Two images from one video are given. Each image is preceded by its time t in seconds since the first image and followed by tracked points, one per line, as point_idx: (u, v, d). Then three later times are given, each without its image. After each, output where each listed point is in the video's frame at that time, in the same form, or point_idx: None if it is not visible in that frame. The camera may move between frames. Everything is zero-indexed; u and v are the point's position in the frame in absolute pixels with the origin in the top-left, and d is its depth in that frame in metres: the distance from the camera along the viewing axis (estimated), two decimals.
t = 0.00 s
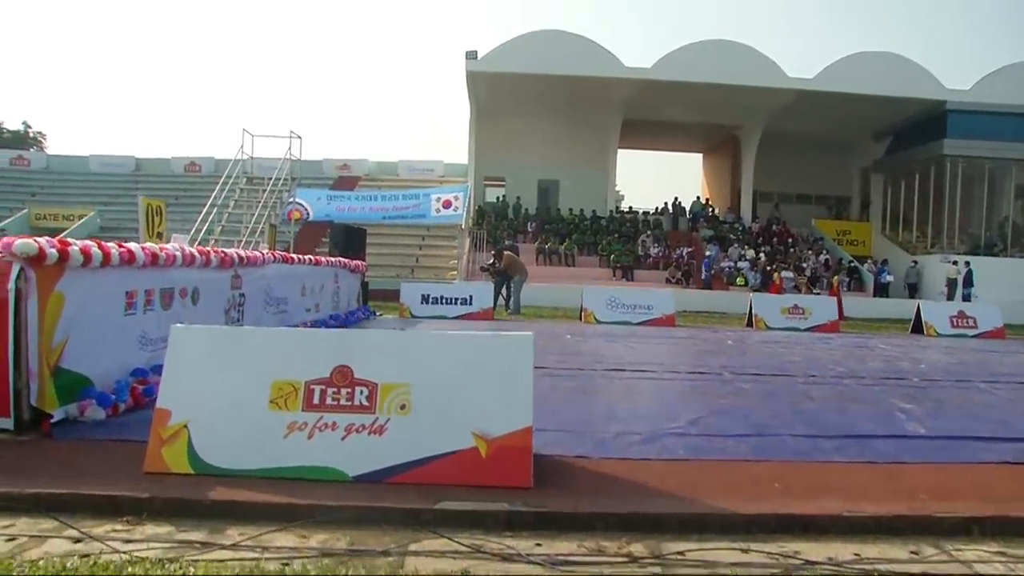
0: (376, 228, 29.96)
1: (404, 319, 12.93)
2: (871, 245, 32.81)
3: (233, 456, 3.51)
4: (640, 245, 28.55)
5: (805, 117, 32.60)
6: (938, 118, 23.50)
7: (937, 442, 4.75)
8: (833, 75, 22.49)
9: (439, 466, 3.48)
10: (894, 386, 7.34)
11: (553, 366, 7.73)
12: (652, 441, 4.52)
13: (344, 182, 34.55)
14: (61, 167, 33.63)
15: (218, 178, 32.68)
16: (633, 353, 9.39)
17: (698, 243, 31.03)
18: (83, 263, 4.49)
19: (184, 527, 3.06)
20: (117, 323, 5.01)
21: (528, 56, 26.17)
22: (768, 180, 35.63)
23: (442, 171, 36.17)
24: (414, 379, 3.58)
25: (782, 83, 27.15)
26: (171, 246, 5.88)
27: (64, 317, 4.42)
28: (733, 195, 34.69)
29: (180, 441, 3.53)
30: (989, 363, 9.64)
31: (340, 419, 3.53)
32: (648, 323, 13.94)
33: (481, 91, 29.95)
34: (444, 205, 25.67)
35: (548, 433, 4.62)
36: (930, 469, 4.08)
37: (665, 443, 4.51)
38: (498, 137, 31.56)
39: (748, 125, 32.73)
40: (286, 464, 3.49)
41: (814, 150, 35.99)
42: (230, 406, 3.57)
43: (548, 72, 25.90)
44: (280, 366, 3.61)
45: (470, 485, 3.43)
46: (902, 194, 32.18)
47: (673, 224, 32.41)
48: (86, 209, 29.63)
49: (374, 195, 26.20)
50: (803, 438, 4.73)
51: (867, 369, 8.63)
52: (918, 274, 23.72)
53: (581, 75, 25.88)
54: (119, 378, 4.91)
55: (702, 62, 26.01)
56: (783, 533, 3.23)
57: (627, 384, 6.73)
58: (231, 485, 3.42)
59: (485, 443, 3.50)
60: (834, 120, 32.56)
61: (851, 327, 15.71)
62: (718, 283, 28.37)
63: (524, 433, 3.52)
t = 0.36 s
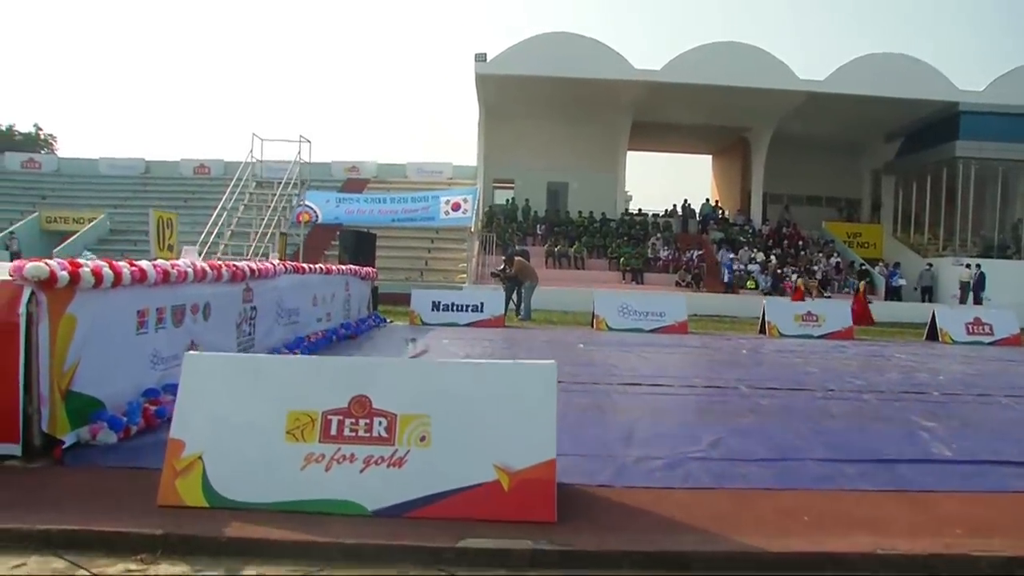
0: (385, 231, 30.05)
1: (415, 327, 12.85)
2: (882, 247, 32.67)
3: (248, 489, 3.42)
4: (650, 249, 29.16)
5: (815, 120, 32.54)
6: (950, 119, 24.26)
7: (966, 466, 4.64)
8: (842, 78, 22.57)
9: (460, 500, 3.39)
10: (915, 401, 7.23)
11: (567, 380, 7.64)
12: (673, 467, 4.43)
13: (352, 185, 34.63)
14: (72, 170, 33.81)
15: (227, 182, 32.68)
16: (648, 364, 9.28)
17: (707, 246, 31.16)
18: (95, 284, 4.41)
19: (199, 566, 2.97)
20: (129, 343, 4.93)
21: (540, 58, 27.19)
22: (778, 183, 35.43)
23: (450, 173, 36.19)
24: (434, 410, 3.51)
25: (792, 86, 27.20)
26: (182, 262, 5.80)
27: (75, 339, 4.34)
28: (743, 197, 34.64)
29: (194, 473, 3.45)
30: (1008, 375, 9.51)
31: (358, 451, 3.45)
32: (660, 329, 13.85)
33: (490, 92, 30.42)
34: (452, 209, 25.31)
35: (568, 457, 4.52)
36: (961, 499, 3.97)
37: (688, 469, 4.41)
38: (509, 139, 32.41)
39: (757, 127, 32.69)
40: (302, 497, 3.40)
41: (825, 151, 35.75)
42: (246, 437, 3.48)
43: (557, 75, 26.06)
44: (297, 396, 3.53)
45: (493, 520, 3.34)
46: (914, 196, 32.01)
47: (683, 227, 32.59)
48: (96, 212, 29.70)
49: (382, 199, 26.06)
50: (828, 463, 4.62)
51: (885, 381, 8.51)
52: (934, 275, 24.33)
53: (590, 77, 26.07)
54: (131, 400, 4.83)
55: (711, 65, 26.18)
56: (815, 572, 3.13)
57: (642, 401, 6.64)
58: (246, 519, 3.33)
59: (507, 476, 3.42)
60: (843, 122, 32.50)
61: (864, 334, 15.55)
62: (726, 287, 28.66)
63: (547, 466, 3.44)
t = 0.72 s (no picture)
0: (394, 234, 30.06)
1: (426, 335, 12.77)
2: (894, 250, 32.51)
3: (265, 524, 3.33)
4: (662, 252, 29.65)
5: (825, 122, 32.44)
6: (964, 120, 25.46)
7: (996, 493, 4.52)
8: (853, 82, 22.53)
9: (484, 537, 3.30)
10: (937, 417, 7.10)
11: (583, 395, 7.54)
12: (697, 495, 4.33)
13: (362, 187, 34.70)
14: (83, 173, 33.92)
15: (237, 184, 32.73)
16: (663, 377, 9.16)
17: (718, 249, 31.25)
18: (108, 307, 4.33)
19: None
20: (142, 364, 4.86)
21: (549, 61, 28.08)
22: (790, 185, 35.24)
23: (460, 175, 36.19)
24: (456, 444, 3.42)
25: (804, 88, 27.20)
26: (194, 279, 5.73)
27: (87, 364, 4.27)
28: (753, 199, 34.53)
29: (211, 506, 3.36)
30: None
31: (379, 485, 3.36)
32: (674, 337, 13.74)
33: (500, 94, 30.50)
34: (461, 212, 26.72)
35: (590, 485, 4.43)
36: (995, 533, 3.86)
37: (712, 498, 4.31)
38: (518, 142, 32.73)
39: (768, 129, 32.60)
40: (321, 533, 3.31)
41: (837, 152, 35.44)
42: (263, 470, 3.39)
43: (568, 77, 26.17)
44: (315, 429, 3.44)
45: (516, 558, 3.26)
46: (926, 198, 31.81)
47: (693, 229, 32.62)
48: (107, 214, 29.76)
49: (393, 202, 27.52)
50: (855, 490, 4.52)
51: (907, 394, 8.37)
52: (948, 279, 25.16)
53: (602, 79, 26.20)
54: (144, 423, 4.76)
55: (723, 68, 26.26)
56: None
57: (659, 419, 6.53)
58: (263, 556, 3.25)
59: (531, 512, 3.33)
60: (854, 125, 32.38)
61: (879, 341, 15.38)
62: (738, 290, 28.73)
63: (572, 502, 3.35)
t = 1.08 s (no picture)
0: (406, 238, 30.04)
1: (441, 345, 12.67)
2: (910, 253, 32.25)
3: (286, 563, 3.22)
4: (675, 256, 29.56)
5: (840, 125, 32.22)
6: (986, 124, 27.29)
7: None
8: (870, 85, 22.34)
9: None
10: (965, 436, 6.94)
11: (602, 411, 7.44)
12: (726, 527, 4.22)
13: (375, 191, 34.72)
14: (98, 176, 34.09)
15: (250, 187, 32.77)
16: (682, 390, 9.03)
17: (732, 254, 31.19)
18: (125, 332, 4.24)
19: None
20: (160, 388, 4.78)
21: (562, 67, 28.00)
22: (804, 188, 35.00)
23: (472, 178, 36.15)
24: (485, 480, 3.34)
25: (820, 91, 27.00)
26: (211, 297, 5.65)
27: (104, 391, 4.18)
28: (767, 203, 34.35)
29: (232, 544, 3.25)
30: None
31: (403, 523, 3.26)
32: (691, 346, 13.60)
33: (514, 97, 30.45)
34: (475, 215, 27.34)
35: (616, 516, 4.32)
36: None
37: (742, 529, 4.21)
38: (532, 147, 32.83)
39: (782, 132, 32.43)
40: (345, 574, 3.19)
41: (853, 155, 35.13)
42: (286, 506, 3.30)
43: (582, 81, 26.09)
44: (339, 464, 3.35)
45: None
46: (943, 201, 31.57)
47: (707, 233, 32.58)
48: (121, 218, 29.84)
49: (407, 205, 28.33)
50: (888, 521, 4.40)
51: (932, 410, 8.21)
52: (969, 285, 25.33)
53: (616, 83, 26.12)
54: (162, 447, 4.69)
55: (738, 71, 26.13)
56: None
57: (681, 440, 6.42)
58: None
59: (562, 552, 3.28)
60: (869, 127, 32.11)
61: (898, 350, 15.17)
62: (753, 294, 28.61)
63: (604, 542, 3.31)
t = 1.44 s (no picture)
0: (416, 239, 30.03)
1: (454, 352, 12.58)
2: (924, 255, 32.00)
3: None
4: (686, 258, 29.44)
5: (853, 126, 31.99)
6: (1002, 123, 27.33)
7: None
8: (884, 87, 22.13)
9: None
10: (992, 452, 6.80)
11: (620, 426, 7.35)
12: (755, 556, 4.12)
13: (385, 192, 34.74)
14: (109, 178, 34.20)
15: (260, 188, 32.79)
16: (699, 402, 8.92)
17: (744, 255, 31.10)
18: (140, 356, 4.16)
19: None
20: (175, 410, 4.71)
21: (572, 68, 27.89)
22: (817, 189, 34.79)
23: (483, 179, 36.09)
24: (511, 517, 3.23)
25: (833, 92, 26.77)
26: (225, 314, 5.57)
27: (120, 415, 4.11)
28: (779, 204, 34.18)
29: None
30: None
31: (428, 561, 3.19)
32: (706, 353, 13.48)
33: (525, 98, 30.36)
34: (485, 216, 27.42)
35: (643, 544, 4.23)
36: None
37: (771, 559, 4.11)
38: (543, 149, 32.90)
39: (794, 132, 32.23)
40: None
41: (866, 157, 34.86)
42: (306, 542, 3.21)
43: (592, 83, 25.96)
44: (361, 499, 3.26)
45: None
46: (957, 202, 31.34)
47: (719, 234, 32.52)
48: (133, 220, 29.89)
49: (417, 206, 28.32)
50: (920, 550, 4.30)
51: (955, 423, 8.06)
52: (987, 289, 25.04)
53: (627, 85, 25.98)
54: (177, 471, 4.62)
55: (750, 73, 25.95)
56: None
57: (702, 458, 6.32)
58: None
59: None
60: (882, 128, 31.87)
61: (915, 356, 15.01)
62: (766, 295, 28.44)
63: None
